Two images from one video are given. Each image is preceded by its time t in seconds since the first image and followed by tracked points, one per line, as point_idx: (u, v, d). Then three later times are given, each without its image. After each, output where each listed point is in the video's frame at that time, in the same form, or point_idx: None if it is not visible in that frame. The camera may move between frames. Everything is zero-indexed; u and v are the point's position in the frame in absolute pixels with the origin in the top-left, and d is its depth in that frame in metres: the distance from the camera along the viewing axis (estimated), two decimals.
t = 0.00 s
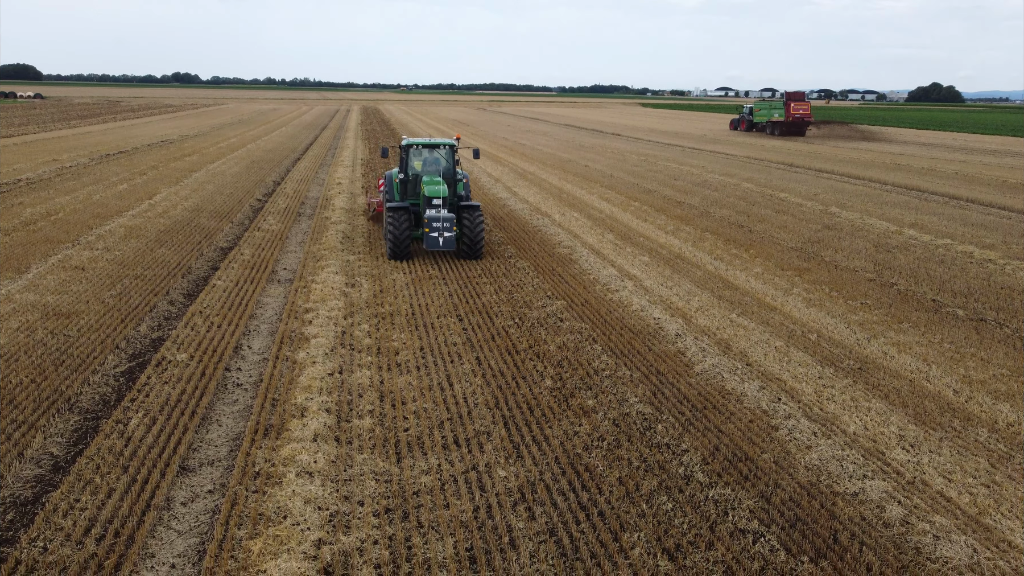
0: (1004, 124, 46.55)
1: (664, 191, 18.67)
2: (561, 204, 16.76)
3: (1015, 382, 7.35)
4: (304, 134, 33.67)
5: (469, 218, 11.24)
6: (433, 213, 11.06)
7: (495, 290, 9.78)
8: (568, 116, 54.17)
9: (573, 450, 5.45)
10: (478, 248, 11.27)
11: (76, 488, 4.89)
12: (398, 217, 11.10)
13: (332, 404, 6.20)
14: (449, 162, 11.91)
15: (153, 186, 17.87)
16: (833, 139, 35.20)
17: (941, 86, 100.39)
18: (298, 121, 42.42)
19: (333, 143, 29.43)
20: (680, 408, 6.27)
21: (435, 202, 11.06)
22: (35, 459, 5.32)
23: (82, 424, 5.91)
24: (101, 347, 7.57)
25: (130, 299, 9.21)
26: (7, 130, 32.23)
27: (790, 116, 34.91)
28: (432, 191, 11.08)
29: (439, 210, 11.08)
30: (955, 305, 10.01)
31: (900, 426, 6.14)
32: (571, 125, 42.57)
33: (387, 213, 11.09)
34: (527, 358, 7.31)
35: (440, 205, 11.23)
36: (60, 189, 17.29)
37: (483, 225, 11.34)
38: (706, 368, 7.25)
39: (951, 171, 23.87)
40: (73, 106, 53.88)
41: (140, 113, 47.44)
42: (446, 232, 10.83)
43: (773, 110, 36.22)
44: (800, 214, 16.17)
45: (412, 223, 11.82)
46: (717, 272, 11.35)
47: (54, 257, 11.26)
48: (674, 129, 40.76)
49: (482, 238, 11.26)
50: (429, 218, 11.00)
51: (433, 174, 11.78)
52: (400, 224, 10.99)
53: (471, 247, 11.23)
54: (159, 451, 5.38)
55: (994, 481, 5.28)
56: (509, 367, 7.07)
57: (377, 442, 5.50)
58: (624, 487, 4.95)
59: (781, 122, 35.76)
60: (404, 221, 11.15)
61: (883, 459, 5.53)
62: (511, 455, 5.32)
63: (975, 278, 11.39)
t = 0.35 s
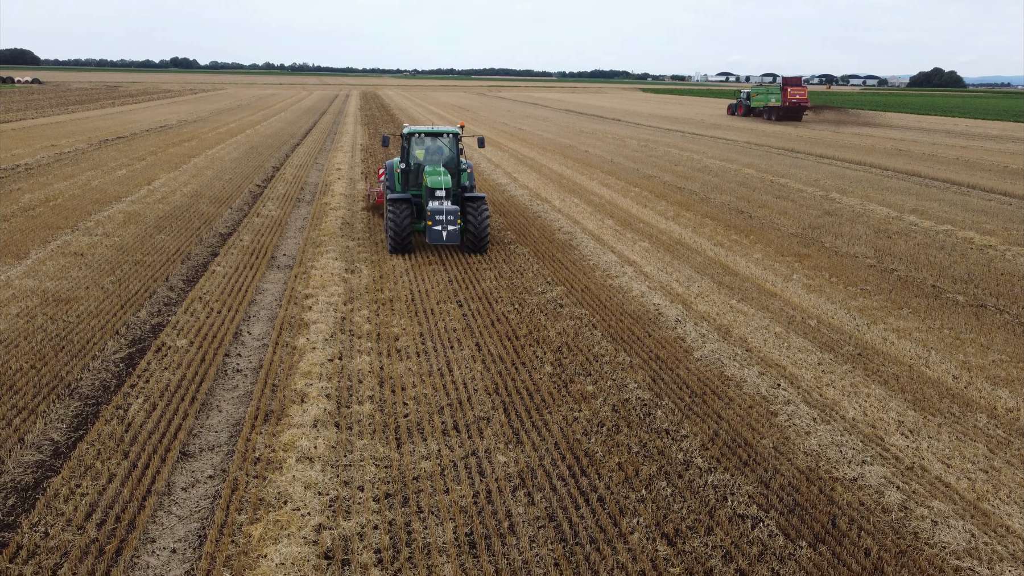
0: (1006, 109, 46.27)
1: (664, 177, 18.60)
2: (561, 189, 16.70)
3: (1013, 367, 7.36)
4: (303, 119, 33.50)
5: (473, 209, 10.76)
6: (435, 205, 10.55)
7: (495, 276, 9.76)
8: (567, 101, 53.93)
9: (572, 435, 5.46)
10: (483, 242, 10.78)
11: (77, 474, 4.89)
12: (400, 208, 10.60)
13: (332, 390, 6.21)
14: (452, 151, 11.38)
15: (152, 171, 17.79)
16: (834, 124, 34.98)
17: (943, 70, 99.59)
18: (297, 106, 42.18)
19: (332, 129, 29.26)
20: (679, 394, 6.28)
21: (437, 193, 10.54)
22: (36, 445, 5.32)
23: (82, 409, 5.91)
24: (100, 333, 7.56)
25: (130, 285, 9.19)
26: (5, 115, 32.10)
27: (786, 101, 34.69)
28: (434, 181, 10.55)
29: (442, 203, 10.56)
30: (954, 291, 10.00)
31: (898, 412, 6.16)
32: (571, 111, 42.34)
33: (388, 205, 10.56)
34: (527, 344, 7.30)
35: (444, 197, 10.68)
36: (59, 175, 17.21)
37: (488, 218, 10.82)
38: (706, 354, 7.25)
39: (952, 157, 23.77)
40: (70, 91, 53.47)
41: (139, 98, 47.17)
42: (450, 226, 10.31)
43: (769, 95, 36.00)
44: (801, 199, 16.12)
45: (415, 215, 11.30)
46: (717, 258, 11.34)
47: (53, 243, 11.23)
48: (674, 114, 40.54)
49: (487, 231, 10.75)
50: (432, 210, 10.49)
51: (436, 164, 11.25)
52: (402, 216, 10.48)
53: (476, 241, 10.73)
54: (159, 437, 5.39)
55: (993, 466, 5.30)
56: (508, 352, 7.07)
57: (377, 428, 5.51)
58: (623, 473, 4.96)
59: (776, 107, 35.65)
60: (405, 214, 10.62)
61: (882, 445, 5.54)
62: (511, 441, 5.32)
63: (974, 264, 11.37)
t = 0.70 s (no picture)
0: (1009, 93, 45.82)
1: (664, 161, 18.49)
2: (561, 174, 16.60)
3: (1014, 352, 7.35)
4: (302, 102, 33.27)
5: (478, 201, 10.15)
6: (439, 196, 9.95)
7: (494, 261, 9.71)
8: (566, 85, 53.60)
9: (572, 420, 5.46)
10: (488, 236, 10.17)
11: (77, 458, 4.90)
12: (401, 200, 10.02)
13: (332, 374, 6.21)
14: (456, 140, 10.79)
15: (150, 156, 17.68)
16: (835, 108, 34.71)
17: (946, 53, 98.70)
18: (295, 90, 41.88)
19: (331, 112, 29.06)
20: (679, 378, 6.29)
21: (440, 183, 9.93)
22: (37, 429, 5.33)
23: (83, 394, 5.92)
24: (100, 318, 7.54)
25: (129, 270, 9.16)
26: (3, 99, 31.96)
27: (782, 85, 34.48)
28: (437, 171, 9.96)
29: (446, 193, 9.97)
30: (955, 276, 9.95)
31: (898, 397, 6.16)
32: (570, 94, 42.06)
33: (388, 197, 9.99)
34: (527, 329, 7.28)
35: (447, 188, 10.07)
36: (57, 159, 17.11)
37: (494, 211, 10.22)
38: (706, 339, 7.24)
39: (954, 141, 23.59)
40: (67, 75, 53.04)
41: (137, 82, 46.92)
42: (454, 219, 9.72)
43: (766, 78, 35.75)
44: (801, 184, 16.03)
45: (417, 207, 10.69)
46: (717, 242, 11.29)
47: (52, 227, 11.18)
48: (674, 98, 40.25)
49: (493, 225, 10.14)
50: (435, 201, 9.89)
51: (439, 153, 10.66)
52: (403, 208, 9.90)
53: (481, 234, 10.12)
54: (159, 422, 5.39)
55: (992, 451, 5.30)
56: (508, 337, 7.06)
57: (377, 412, 5.51)
58: (623, 457, 4.97)
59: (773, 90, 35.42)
60: (407, 206, 10.04)
61: (882, 430, 5.54)
62: (511, 426, 5.33)
63: (975, 249, 11.32)
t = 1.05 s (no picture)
0: (1010, 79, 45.54)
1: (664, 146, 18.40)
2: (561, 159, 16.51)
3: (1013, 339, 7.34)
4: (301, 88, 33.04)
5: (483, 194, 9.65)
6: (442, 189, 9.41)
7: (494, 247, 9.67)
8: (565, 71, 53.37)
9: (572, 406, 5.46)
10: (494, 232, 9.65)
11: (78, 445, 4.91)
12: (402, 193, 9.48)
13: (332, 361, 6.21)
14: (460, 130, 10.25)
15: (149, 141, 17.58)
16: (835, 93, 34.48)
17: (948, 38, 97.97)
18: (294, 75, 41.60)
19: (330, 98, 28.86)
20: (679, 365, 6.29)
21: (444, 176, 9.40)
22: (37, 416, 5.33)
23: (83, 380, 5.92)
24: (100, 304, 7.53)
25: (128, 256, 9.13)
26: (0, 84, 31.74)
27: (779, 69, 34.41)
28: (440, 163, 9.43)
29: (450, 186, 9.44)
30: (956, 263, 9.92)
31: (897, 383, 6.16)
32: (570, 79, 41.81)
33: (390, 191, 9.43)
34: (527, 316, 7.27)
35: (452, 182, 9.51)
36: (55, 144, 17.01)
37: (500, 205, 9.69)
38: (705, 325, 7.24)
39: (956, 126, 23.46)
40: (65, 60, 52.65)
41: (136, 67, 46.63)
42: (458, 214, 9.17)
43: (764, 62, 35.53)
44: (802, 170, 15.95)
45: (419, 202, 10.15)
46: (717, 229, 11.26)
47: (51, 213, 11.13)
48: (674, 83, 40.00)
49: (499, 220, 9.62)
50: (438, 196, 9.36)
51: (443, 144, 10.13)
52: (405, 202, 9.36)
53: (486, 230, 9.60)
54: (159, 408, 5.39)
55: (990, 438, 5.30)
56: (508, 323, 7.05)
57: (377, 399, 5.52)
58: (623, 444, 4.97)
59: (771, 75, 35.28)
60: (409, 200, 9.48)
61: (881, 416, 5.55)
62: (511, 412, 5.33)
63: (976, 235, 11.29)
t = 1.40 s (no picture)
0: (1012, 63, 45.18)
1: (665, 131, 18.28)
2: (561, 144, 16.41)
3: (1013, 325, 7.33)
4: (300, 72, 32.80)
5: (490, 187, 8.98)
6: (446, 183, 8.76)
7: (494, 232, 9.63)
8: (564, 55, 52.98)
9: (571, 392, 5.46)
10: (502, 228, 9.06)
11: (78, 431, 4.91)
12: (404, 187, 8.85)
13: (332, 347, 6.19)
14: (464, 119, 9.52)
15: (147, 126, 17.44)
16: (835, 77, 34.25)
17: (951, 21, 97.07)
18: (292, 59, 41.26)
19: (329, 82, 28.62)
20: (678, 351, 6.28)
21: (448, 170, 8.71)
22: (37, 402, 5.33)
23: (82, 367, 5.91)
24: (99, 290, 7.50)
25: (127, 241, 9.09)
26: None
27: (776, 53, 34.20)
28: (444, 156, 8.74)
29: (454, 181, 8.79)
30: (956, 248, 9.89)
31: (897, 369, 6.16)
32: (569, 63, 41.51)
33: (391, 186, 8.75)
34: (527, 302, 7.25)
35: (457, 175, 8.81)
36: (53, 129, 16.89)
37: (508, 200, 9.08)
38: (705, 311, 7.22)
39: (957, 111, 23.30)
40: (61, 43, 52.22)
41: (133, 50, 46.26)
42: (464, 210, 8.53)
43: (761, 46, 35.23)
44: (802, 154, 15.86)
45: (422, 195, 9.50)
46: (717, 214, 11.21)
47: (49, 198, 11.07)
48: (674, 67, 39.72)
49: (508, 216, 9.01)
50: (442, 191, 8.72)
51: (446, 134, 9.42)
52: (407, 197, 8.74)
53: (493, 227, 9.00)
54: (159, 394, 5.39)
55: (989, 424, 5.31)
56: (507, 309, 7.03)
57: (376, 385, 5.52)
58: (622, 431, 4.97)
59: (768, 58, 35.04)
60: (412, 195, 8.81)
61: (880, 402, 5.56)
62: (511, 398, 5.33)
63: (976, 220, 11.24)
